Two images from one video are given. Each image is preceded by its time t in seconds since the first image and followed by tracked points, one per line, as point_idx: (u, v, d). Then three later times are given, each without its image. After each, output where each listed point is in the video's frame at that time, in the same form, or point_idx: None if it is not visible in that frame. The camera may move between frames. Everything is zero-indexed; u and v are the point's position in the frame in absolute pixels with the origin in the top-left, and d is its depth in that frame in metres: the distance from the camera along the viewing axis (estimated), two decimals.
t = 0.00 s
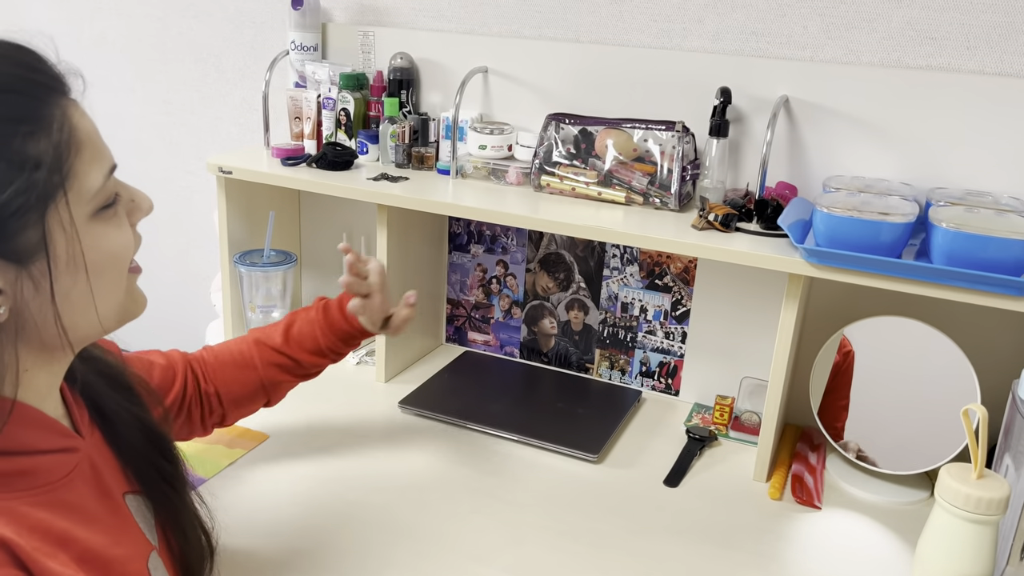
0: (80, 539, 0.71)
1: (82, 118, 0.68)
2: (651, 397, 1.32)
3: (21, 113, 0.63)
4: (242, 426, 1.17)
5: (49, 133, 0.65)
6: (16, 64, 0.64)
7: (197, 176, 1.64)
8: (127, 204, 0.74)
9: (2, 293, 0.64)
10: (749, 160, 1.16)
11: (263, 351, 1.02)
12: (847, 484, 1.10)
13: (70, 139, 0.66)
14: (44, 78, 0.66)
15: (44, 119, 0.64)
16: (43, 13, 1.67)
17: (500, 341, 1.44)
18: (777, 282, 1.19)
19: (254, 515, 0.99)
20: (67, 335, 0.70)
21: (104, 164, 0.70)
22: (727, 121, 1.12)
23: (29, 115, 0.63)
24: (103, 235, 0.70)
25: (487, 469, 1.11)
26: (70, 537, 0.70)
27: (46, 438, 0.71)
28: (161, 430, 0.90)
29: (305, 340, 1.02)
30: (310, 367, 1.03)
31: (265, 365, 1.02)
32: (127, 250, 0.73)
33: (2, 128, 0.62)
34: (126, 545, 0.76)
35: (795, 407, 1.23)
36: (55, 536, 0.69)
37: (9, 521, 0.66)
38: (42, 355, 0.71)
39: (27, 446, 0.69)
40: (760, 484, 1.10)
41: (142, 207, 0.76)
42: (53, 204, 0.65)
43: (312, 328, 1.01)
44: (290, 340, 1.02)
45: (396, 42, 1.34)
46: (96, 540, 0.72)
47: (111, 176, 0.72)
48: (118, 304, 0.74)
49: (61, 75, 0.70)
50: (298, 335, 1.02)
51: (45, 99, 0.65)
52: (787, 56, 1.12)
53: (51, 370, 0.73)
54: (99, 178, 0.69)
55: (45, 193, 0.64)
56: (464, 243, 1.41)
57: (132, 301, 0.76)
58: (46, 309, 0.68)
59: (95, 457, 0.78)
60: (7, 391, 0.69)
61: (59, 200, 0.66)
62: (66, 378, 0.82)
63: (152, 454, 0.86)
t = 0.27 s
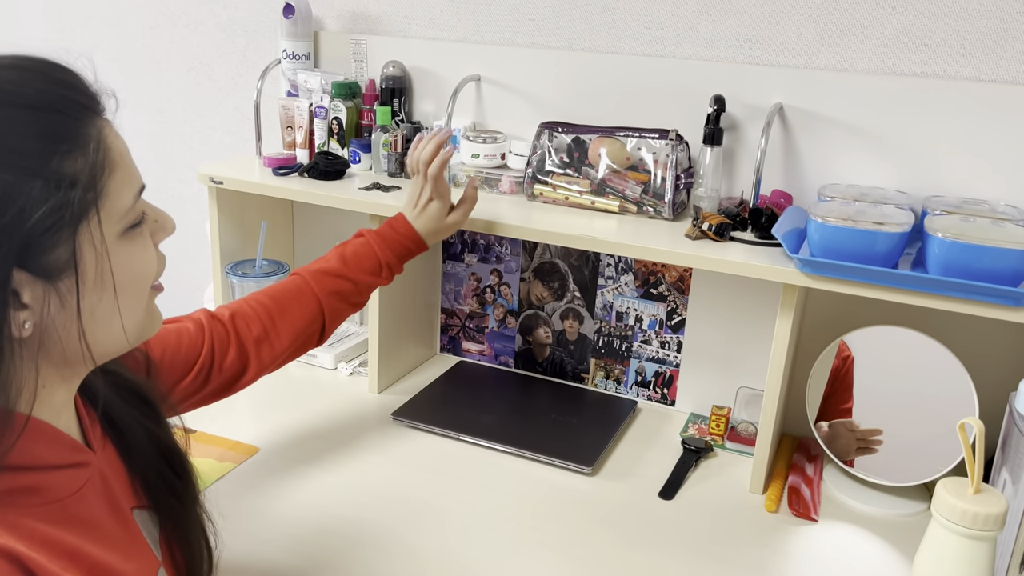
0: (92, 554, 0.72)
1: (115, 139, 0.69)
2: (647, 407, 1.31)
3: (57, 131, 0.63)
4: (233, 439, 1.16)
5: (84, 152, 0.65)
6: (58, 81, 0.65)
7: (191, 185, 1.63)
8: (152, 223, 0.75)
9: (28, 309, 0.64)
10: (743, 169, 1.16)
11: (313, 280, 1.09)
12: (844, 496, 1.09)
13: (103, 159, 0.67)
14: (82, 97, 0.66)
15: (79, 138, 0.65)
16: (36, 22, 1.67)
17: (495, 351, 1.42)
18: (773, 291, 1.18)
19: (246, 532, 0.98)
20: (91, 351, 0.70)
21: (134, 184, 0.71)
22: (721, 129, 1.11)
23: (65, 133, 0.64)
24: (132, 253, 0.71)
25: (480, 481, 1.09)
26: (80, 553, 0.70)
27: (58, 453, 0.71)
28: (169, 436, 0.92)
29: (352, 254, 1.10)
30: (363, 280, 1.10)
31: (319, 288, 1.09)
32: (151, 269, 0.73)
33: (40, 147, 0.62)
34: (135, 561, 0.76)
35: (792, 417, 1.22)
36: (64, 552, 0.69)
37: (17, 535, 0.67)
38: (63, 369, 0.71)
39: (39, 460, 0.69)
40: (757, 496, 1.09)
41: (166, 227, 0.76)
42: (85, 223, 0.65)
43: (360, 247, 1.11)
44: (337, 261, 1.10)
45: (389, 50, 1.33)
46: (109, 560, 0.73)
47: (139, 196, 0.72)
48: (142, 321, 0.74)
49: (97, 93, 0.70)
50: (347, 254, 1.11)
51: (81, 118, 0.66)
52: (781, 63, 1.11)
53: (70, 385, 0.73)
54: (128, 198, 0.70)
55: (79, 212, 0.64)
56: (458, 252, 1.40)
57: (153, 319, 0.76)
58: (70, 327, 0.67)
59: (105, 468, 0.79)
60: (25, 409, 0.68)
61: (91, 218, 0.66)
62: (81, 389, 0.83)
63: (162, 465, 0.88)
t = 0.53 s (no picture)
0: None
1: (130, 175, 0.68)
2: (646, 419, 1.30)
3: (65, 165, 0.63)
4: (229, 455, 1.15)
5: (92, 187, 0.65)
6: (74, 118, 0.66)
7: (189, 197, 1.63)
8: (168, 259, 0.73)
9: (26, 341, 0.63)
10: (740, 180, 1.15)
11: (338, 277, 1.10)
12: (845, 509, 1.08)
13: (112, 194, 0.66)
14: (96, 133, 0.67)
15: (88, 172, 0.64)
16: (32, 35, 1.67)
17: (493, 363, 1.42)
18: (771, 302, 1.17)
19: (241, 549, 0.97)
20: (91, 385, 0.69)
21: (146, 219, 0.69)
22: (717, 140, 1.10)
23: (73, 168, 0.64)
24: (137, 290, 0.69)
25: (476, 496, 1.09)
26: None
27: (69, 483, 0.72)
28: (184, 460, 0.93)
29: (376, 249, 1.12)
30: (390, 273, 1.12)
31: (346, 284, 1.10)
32: (159, 307, 0.72)
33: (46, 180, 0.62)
34: None
35: (791, 429, 1.21)
36: None
37: (24, 565, 0.65)
38: (68, 401, 0.71)
39: (48, 490, 0.70)
40: (756, 510, 1.08)
41: (183, 263, 0.75)
42: (88, 257, 0.64)
43: (383, 241, 1.12)
44: (361, 256, 1.11)
45: (385, 61, 1.33)
46: None
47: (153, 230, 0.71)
48: (149, 359, 0.73)
49: (118, 130, 0.71)
50: (370, 249, 1.12)
51: (93, 153, 0.66)
52: (777, 74, 1.10)
53: (78, 416, 0.73)
54: (138, 235, 0.68)
55: (82, 246, 0.63)
56: (455, 263, 1.39)
57: (162, 355, 0.75)
58: (68, 362, 0.66)
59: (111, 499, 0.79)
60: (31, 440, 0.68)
61: (93, 254, 0.64)
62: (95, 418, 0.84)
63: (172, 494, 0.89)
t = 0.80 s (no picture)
0: None
1: (117, 206, 0.66)
2: (647, 426, 1.30)
3: (44, 197, 0.62)
4: (231, 464, 1.15)
5: (73, 218, 0.63)
6: (66, 147, 0.64)
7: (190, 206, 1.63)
8: (164, 289, 0.71)
9: (4, 367, 0.62)
10: (739, 187, 1.16)
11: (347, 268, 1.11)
12: (846, 515, 1.08)
13: (94, 226, 0.64)
14: (85, 162, 0.65)
15: (71, 203, 0.63)
16: (33, 47, 1.67)
17: (493, 370, 1.42)
18: (771, 309, 1.17)
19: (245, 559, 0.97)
20: (69, 411, 0.69)
21: (139, 249, 0.68)
22: (716, 147, 1.11)
23: (53, 198, 0.62)
24: (120, 323, 0.67)
25: (479, 504, 1.09)
26: None
27: (77, 495, 0.73)
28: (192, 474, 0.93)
29: (386, 240, 1.12)
30: (401, 265, 1.12)
31: (356, 276, 1.10)
32: (150, 339, 0.70)
33: (24, 210, 0.61)
34: None
35: (792, 435, 1.22)
36: None
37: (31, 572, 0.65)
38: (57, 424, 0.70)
39: (56, 501, 0.71)
40: (758, 516, 1.08)
41: (185, 290, 0.74)
42: (61, 288, 0.63)
43: (393, 232, 1.12)
44: (370, 246, 1.11)
45: (385, 70, 1.34)
46: None
47: (151, 257, 0.70)
48: (137, 389, 0.71)
49: (117, 155, 0.70)
50: (381, 239, 1.12)
51: (78, 184, 0.64)
52: (775, 81, 1.11)
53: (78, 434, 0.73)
54: (124, 267, 0.66)
55: (55, 277, 0.62)
56: (455, 271, 1.39)
57: (157, 382, 0.74)
58: (45, 388, 0.65)
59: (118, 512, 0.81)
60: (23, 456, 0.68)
61: (71, 285, 0.63)
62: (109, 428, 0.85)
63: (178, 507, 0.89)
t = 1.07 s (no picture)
0: None
1: (152, 189, 0.70)
2: (646, 428, 1.30)
3: (90, 177, 0.65)
4: (234, 467, 1.16)
5: (116, 197, 0.67)
6: (100, 137, 0.69)
7: (190, 211, 1.64)
8: (193, 276, 0.74)
9: (53, 347, 0.64)
10: (737, 189, 1.16)
11: (372, 281, 1.11)
12: (846, 516, 1.08)
13: (135, 206, 0.68)
14: (123, 151, 0.70)
15: (112, 184, 0.67)
16: (33, 53, 1.68)
17: (493, 373, 1.42)
18: (769, 311, 1.18)
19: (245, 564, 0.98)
20: (116, 394, 0.70)
21: (170, 231, 0.71)
22: (714, 150, 1.11)
23: (98, 179, 0.66)
24: (159, 299, 0.69)
25: (478, 507, 1.09)
26: None
27: (95, 501, 0.73)
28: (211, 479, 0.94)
29: (409, 249, 1.12)
30: (423, 273, 1.12)
31: (379, 287, 1.11)
32: (182, 320, 0.72)
33: (72, 189, 0.64)
34: None
35: (791, 437, 1.22)
36: None
37: None
38: (96, 413, 0.71)
39: (71, 509, 0.71)
40: (757, 518, 1.08)
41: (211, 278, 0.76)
42: (109, 263, 0.65)
43: (415, 241, 1.12)
44: (394, 257, 1.12)
45: (384, 75, 1.34)
46: None
47: (177, 244, 0.73)
48: (174, 371, 0.73)
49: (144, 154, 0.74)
50: (403, 249, 1.12)
51: (120, 168, 0.68)
52: (772, 83, 1.11)
53: (107, 430, 0.74)
54: (161, 245, 0.70)
55: (104, 252, 0.65)
56: (455, 275, 1.40)
57: (188, 369, 0.76)
58: (91, 371, 0.67)
59: (134, 518, 0.81)
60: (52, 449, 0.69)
61: (118, 261, 0.66)
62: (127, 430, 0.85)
63: (190, 513, 0.89)
